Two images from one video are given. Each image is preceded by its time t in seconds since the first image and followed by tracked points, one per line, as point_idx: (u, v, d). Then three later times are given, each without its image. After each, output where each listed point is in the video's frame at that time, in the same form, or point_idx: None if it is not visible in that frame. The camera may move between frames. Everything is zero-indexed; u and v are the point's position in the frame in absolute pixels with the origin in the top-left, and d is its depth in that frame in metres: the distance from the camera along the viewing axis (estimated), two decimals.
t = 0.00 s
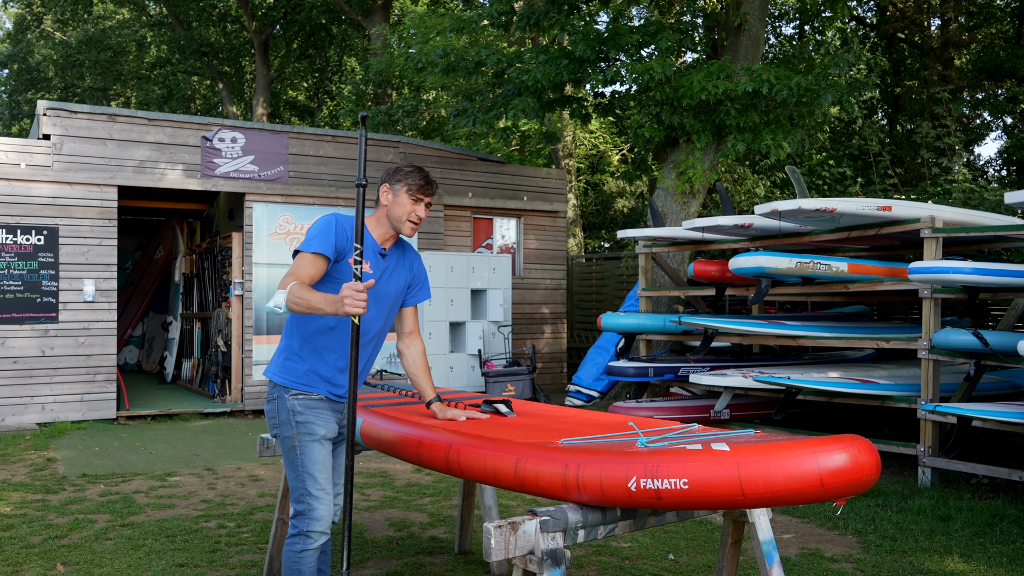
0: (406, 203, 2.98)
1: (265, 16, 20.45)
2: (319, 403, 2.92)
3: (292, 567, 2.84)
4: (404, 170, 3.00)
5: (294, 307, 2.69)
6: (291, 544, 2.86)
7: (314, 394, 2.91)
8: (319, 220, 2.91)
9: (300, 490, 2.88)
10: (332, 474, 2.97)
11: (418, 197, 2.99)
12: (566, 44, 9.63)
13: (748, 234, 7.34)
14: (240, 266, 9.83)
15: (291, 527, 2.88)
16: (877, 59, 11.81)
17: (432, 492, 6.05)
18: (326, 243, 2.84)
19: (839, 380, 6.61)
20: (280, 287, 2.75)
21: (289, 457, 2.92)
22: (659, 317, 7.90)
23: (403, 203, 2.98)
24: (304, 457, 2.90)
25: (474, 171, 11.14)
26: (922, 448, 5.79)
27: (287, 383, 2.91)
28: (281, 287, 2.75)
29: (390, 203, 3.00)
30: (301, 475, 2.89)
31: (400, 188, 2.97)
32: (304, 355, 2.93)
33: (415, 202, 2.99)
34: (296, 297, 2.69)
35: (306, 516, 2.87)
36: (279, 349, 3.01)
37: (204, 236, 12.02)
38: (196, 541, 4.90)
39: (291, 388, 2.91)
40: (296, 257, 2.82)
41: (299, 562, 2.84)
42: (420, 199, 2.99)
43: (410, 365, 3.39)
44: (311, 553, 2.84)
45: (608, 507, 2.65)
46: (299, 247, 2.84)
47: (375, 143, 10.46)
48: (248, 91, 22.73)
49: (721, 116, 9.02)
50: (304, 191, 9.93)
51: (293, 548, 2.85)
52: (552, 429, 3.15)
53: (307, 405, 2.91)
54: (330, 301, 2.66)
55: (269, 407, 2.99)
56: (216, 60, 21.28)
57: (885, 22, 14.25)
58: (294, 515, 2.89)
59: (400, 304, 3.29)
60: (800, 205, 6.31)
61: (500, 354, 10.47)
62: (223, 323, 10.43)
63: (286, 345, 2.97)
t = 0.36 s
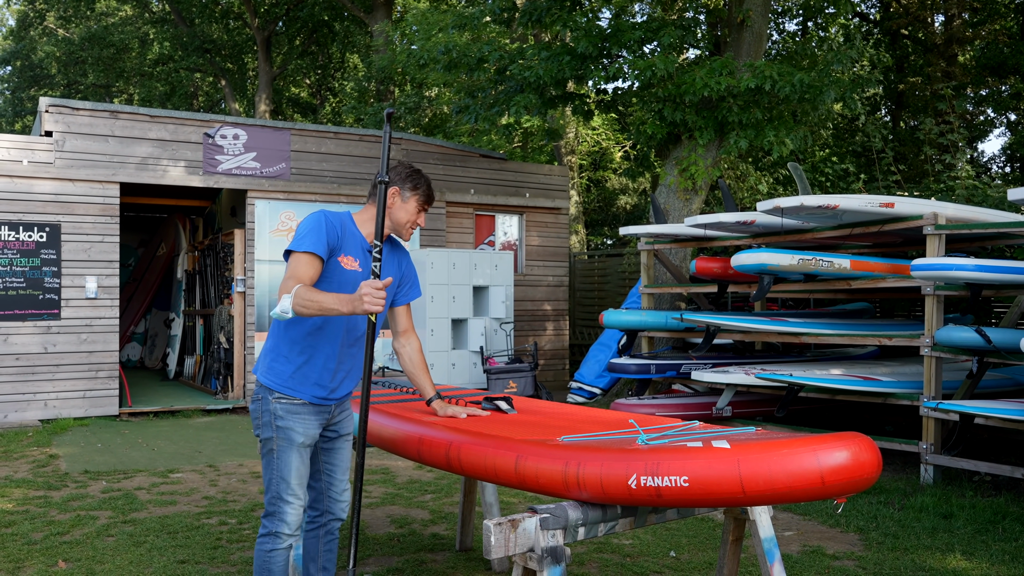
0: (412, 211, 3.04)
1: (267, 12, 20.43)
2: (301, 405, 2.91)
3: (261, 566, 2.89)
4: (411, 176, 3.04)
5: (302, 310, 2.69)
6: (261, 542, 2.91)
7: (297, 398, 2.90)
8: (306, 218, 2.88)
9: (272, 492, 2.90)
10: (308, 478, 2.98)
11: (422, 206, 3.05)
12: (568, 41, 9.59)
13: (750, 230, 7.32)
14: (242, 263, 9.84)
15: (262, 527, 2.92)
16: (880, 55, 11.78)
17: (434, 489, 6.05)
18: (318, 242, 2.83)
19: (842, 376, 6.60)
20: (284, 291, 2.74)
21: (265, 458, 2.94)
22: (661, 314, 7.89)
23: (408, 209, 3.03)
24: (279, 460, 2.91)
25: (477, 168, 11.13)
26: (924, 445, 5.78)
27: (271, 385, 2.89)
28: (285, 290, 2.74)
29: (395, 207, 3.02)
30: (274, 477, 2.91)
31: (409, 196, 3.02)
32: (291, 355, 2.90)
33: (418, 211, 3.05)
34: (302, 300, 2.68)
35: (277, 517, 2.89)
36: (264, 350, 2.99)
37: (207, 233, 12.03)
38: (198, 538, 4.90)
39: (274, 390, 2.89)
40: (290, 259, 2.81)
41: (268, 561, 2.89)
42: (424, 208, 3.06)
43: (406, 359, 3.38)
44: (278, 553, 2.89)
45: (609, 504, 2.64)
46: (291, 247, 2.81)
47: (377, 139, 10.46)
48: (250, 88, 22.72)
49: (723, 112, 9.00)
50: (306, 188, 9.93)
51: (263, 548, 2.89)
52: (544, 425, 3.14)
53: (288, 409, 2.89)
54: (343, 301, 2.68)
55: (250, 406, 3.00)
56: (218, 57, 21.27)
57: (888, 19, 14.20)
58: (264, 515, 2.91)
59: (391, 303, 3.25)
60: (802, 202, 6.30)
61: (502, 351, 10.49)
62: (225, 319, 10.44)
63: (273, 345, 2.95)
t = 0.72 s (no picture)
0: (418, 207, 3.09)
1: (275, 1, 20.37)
2: (293, 403, 2.90)
3: (261, 560, 2.88)
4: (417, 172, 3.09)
5: (321, 304, 2.66)
6: (259, 535, 2.90)
7: (293, 394, 2.89)
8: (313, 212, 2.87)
9: (269, 486, 2.89)
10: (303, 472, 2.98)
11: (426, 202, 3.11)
12: (578, 28, 9.53)
13: (762, 219, 7.27)
14: (251, 252, 9.84)
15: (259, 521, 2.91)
16: (892, 42, 11.68)
17: (444, 477, 6.04)
18: (329, 237, 2.82)
19: (854, 366, 6.55)
20: (298, 286, 2.71)
21: (260, 452, 2.93)
22: (672, 303, 7.86)
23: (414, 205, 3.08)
24: (275, 454, 2.90)
25: (486, 157, 11.09)
26: (937, 435, 5.74)
27: (263, 379, 2.88)
28: (299, 285, 2.71)
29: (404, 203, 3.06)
30: (270, 471, 2.90)
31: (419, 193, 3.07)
32: (288, 349, 2.90)
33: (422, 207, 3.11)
34: (323, 294, 2.66)
35: (275, 509, 2.89)
36: (257, 342, 2.97)
37: (216, 222, 12.04)
38: (209, 526, 4.91)
39: (267, 385, 2.88)
40: (302, 253, 2.78)
41: (268, 554, 2.88)
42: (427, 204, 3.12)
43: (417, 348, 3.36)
44: (278, 544, 2.88)
45: (624, 493, 2.62)
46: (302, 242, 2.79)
47: (386, 128, 10.44)
48: (259, 78, 22.71)
49: (734, 101, 8.94)
50: (315, 177, 9.91)
51: (261, 541, 2.88)
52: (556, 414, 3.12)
53: (283, 404, 2.89)
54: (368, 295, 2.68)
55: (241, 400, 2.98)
56: (227, 47, 21.25)
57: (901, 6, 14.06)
58: (261, 508, 2.90)
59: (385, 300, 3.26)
60: (815, 189, 6.24)
61: (512, 340, 10.48)
62: (234, 308, 10.45)
63: (268, 339, 2.93)
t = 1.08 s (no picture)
0: (397, 193, 3.10)
1: None
2: (305, 397, 2.93)
3: (269, 554, 2.89)
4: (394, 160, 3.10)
5: (329, 303, 2.70)
6: (268, 530, 2.90)
7: (304, 387, 2.92)
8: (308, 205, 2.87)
9: (283, 480, 2.89)
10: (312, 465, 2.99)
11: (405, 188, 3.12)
12: (580, 26, 9.54)
13: (764, 216, 7.27)
14: (253, 251, 9.85)
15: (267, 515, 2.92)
16: (893, 39, 11.67)
17: (446, 475, 6.06)
18: (330, 231, 2.84)
19: (856, 363, 6.56)
20: (304, 284, 2.74)
21: (271, 446, 2.92)
22: (673, 301, 7.86)
23: (395, 192, 3.09)
24: (289, 449, 2.90)
25: (488, 155, 11.10)
26: (939, 432, 5.75)
27: (275, 373, 2.89)
28: (306, 283, 2.74)
29: (383, 189, 3.07)
30: (282, 466, 2.90)
31: (395, 179, 3.07)
32: (297, 341, 2.92)
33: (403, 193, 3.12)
34: (332, 292, 2.71)
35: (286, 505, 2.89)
36: (262, 338, 2.97)
37: (218, 220, 12.06)
38: (213, 523, 4.93)
39: (279, 379, 2.90)
40: (306, 248, 2.79)
41: (274, 549, 2.89)
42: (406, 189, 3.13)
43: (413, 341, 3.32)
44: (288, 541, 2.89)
45: (626, 490, 2.63)
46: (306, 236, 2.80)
47: (387, 126, 10.45)
48: (261, 76, 22.73)
49: (736, 98, 8.95)
50: (317, 175, 9.92)
51: (270, 536, 2.89)
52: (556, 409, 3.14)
53: (296, 397, 2.91)
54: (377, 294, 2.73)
55: (247, 395, 2.97)
56: (228, 45, 21.26)
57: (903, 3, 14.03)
58: (270, 502, 2.91)
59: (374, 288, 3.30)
60: (817, 187, 6.25)
61: (514, 338, 10.49)
62: (237, 306, 10.46)
63: (272, 334, 2.94)
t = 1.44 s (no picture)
0: (370, 181, 3.23)
1: None
2: (329, 389, 2.98)
3: (284, 546, 2.89)
4: (362, 151, 3.24)
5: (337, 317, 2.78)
6: (285, 523, 2.92)
7: (327, 379, 2.98)
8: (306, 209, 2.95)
9: (303, 473, 2.91)
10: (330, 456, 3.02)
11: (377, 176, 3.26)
12: (581, 24, 9.54)
13: (765, 214, 7.27)
14: (255, 249, 9.86)
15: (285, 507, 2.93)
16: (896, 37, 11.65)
17: (448, 473, 6.07)
18: (333, 236, 2.93)
19: (857, 361, 6.56)
20: (319, 294, 2.82)
21: (292, 438, 2.94)
22: (675, 299, 7.87)
23: (367, 180, 3.22)
24: (311, 441, 2.93)
25: (489, 153, 11.10)
26: (940, 430, 5.75)
27: (299, 367, 2.93)
28: (320, 293, 2.82)
29: (353, 179, 3.21)
30: (304, 458, 2.93)
31: (365, 168, 3.21)
32: (316, 339, 2.98)
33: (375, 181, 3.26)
34: (345, 310, 2.79)
35: (305, 497, 2.92)
36: (276, 340, 3.00)
37: (220, 219, 12.08)
38: (215, 522, 4.94)
39: (304, 371, 2.94)
40: (317, 258, 2.87)
41: (291, 542, 2.90)
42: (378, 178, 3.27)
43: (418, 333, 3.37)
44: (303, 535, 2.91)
45: (626, 489, 2.64)
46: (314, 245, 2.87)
47: (389, 125, 10.46)
48: (263, 74, 22.75)
49: (738, 96, 8.94)
50: (319, 173, 9.93)
51: (287, 528, 2.90)
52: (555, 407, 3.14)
53: (318, 390, 2.95)
54: (376, 337, 2.75)
55: (267, 391, 2.98)
56: (230, 43, 21.27)
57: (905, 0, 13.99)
58: (292, 494, 2.92)
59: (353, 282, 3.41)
60: (818, 186, 6.25)
61: (515, 336, 10.50)
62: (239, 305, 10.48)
63: (289, 333, 2.97)
